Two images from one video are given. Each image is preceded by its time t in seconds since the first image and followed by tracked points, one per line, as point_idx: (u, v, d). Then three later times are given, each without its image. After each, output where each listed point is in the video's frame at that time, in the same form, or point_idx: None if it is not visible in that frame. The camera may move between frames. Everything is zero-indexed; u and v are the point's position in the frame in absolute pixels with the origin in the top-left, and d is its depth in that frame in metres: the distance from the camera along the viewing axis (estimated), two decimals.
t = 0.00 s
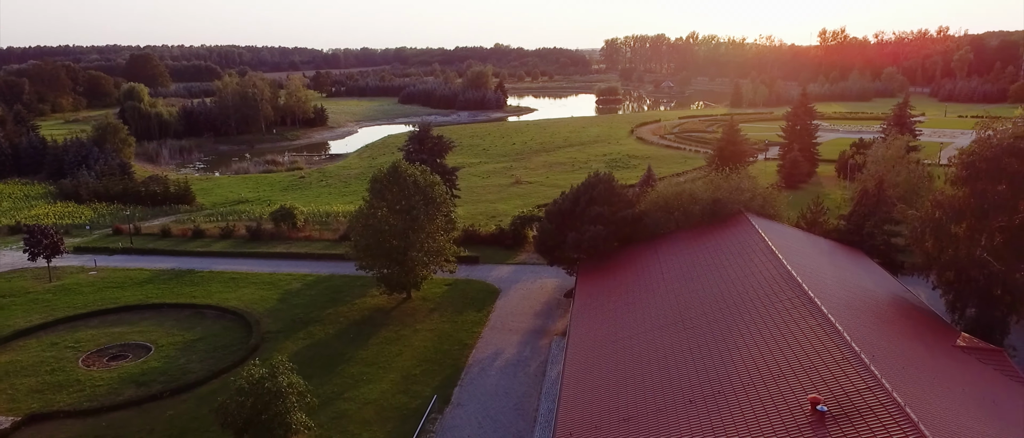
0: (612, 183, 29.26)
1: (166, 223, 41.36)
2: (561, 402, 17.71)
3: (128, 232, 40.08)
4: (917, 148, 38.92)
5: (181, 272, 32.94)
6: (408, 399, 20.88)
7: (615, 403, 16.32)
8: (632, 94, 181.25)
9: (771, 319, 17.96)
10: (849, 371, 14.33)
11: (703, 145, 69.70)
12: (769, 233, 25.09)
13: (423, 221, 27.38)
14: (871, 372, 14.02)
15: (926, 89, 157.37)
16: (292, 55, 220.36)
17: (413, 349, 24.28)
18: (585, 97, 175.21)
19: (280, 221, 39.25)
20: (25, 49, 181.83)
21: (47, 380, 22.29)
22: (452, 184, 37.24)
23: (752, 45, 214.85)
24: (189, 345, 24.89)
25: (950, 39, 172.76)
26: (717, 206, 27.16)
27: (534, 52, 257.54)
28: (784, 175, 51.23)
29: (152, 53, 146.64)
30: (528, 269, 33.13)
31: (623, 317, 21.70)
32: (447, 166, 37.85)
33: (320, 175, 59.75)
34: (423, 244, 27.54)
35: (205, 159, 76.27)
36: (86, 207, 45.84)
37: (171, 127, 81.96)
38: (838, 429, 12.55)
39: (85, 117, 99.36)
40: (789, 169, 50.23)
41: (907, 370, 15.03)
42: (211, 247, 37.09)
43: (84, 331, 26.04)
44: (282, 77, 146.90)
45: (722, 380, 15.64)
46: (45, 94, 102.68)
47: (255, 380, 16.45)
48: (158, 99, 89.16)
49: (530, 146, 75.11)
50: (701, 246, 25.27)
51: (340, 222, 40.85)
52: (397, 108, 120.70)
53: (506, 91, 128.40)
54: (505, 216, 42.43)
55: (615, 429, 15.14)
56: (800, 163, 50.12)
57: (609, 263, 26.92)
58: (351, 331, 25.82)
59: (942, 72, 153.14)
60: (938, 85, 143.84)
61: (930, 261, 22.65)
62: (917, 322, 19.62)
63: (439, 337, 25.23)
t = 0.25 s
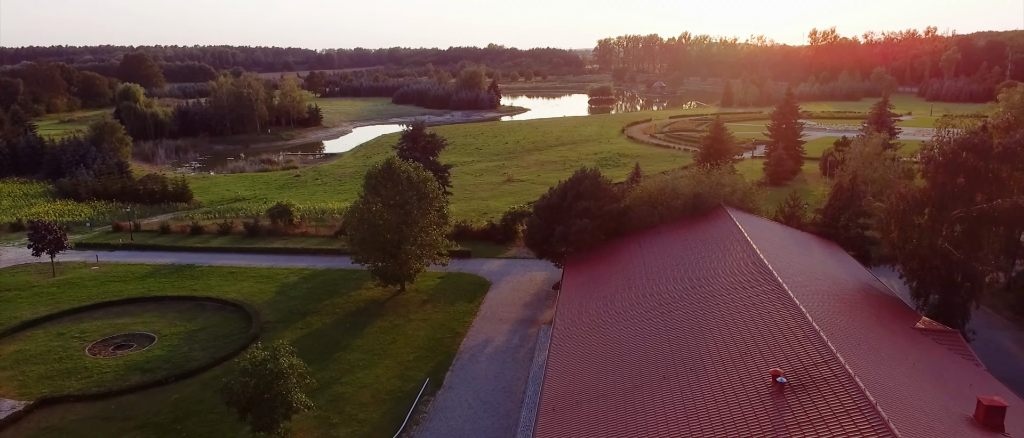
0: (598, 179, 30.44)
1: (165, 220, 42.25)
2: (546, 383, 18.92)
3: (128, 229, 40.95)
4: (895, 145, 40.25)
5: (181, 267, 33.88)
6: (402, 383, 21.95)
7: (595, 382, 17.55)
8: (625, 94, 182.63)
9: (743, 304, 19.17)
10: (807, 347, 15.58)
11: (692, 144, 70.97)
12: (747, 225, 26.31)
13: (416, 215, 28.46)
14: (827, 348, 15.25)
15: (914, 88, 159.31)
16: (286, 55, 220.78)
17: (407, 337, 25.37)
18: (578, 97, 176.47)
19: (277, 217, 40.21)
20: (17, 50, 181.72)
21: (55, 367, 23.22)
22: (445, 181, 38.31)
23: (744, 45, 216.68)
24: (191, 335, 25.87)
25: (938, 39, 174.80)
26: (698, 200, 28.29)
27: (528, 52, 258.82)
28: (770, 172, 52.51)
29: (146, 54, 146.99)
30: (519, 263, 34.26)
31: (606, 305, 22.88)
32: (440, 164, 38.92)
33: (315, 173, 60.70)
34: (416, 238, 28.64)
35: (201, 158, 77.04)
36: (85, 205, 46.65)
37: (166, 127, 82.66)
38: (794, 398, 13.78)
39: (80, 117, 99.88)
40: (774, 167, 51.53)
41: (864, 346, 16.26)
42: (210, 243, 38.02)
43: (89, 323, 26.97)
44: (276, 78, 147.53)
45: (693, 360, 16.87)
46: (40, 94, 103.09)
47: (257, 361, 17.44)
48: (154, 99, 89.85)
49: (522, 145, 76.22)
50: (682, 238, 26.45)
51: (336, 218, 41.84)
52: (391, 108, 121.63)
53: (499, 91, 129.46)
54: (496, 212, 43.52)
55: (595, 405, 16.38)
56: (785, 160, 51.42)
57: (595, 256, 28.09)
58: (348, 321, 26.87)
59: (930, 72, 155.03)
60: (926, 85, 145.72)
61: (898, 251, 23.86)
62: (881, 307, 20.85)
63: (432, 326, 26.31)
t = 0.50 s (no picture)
0: (583, 175, 31.71)
1: (163, 218, 43.12)
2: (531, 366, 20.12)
3: (126, 226, 41.81)
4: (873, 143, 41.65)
5: (180, 262, 34.83)
6: (396, 368, 23.06)
7: (578, 362, 18.76)
8: (616, 95, 183.98)
9: (717, 290, 20.37)
10: (772, 326, 16.81)
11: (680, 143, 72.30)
12: (725, 217, 27.53)
13: (409, 211, 29.56)
14: (789, 326, 16.47)
15: (901, 88, 161.39)
16: (279, 55, 220.96)
17: (400, 326, 26.47)
18: (570, 97, 177.75)
19: (273, 214, 41.12)
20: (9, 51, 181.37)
21: (62, 355, 24.20)
22: (437, 178, 39.41)
23: (735, 46, 218.60)
24: (192, 325, 26.88)
25: (926, 40, 177.01)
26: (680, 195, 29.51)
27: (520, 53, 260.18)
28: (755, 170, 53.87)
29: (139, 55, 147.18)
30: (509, 257, 35.46)
31: (590, 294, 24.08)
32: (432, 161, 40.02)
33: (310, 172, 61.65)
34: (409, 232, 29.75)
35: (196, 157, 77.76)
36: (83, 203, 47.45)
37: (161, 127, 83.30)
38: (756, 371, 15.00)
39: (74, 118, 100.26)
40: (759, 165, 52.91)
41: (825, 326, 17.51)
42: (208, 239, 38.93)
43: (94, 314, 27.94)
44: (269, 78, 148.03)
45: (668, 340, 18.10)
46: (34, 95, 103.39)
47: (258, 345, 18.50)
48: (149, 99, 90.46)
49: (514, 145, 77.36)
50: (664, 230, 27.68)
51: (331, 215, 42.81)
52: (384, 108, 122.56)
53: (492, 91, 130.47)
54: (488, 209, 44.67)
55: (576, 383, 17.59)
56: (769, 158, 52.82)
57: (581, 248, 29.33)
58: (343, 312, 27.94)
59: (918, 72, 157.09)
60: (913, 85, 147.67)
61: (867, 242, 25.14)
62: (848, 294, 22.13)
63: (425, 317, 27.43)
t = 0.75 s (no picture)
0: (569, 171, 32.99)
1: (159, 215, 43.90)
2: (517, 348, 21.31)
3: (123, 223, 42.59)
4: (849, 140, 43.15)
5: (178, 257, 35.73)
6: (389, 354, 24.16)
7: (560, 345, 19.99)
8: (607, 94, 185.35)
9: (691, 276, 21.61)
10: (738, 307, 18.06)
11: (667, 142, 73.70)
12: (702, 210, 28.83)
13: (400, 206, 30.70)
14: (754, 306, 17.73)
15: (887, 88, 163.70)
16: (270, 56, 220.75)
17: (392, 316, 27.57)
18: (561, 97, 178.96)
19: (267, 211, 41.90)
20: None
21: (67, 345, 25.10)
22: (428, 175, 40.52)
23: (723, 46, 220.63)
24: (191, 316, 27.83)
25: (911, 40, 179.50)
26: (661, 189, 30.78)
27: (512, 53, 261.25)
28: (739, 168, 55.30)
29: (130, 55, 146.99)
30: (498, 251, 36.64)
31: (573, 283, 25.34)
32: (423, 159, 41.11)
33: (303, 170, 62.51)
34: (400, 227, 30.87)
35: (188, 157, 78.34)
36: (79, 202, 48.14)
37: (154, 127, 83.78)
38: (722, 347, 16.25)
39: (66, 118, 100.37)
40: (742, 162, 54.34)
41: (788, 307, 18.82)
42: (204, 235, 39.77)
43: (95, 307, 28.82)
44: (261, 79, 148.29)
45: (644, 323, 19.33)
46: (25, 95, 103.40)
47: (258, 330, 19.59)
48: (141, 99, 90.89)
49: (504, 144, 78.48)
50: (644, 222, 28.96)
51: (324, 212, 43.69)
52: (376, 108, 123.33)
53: (482, 91, 131.54)
54: (478, 206, 45.80)
55: (558, 363, 18.82)
56: (752, 156, 54.26)
57: (567, 241, 30.59)
58: (338, 303, 29.00)
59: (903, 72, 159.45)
60: (898, 84, 149.92)
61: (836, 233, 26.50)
62: (815, 281, 23.47)
63: (417, 307, 28.55)
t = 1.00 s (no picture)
0: (554, 167, 34.26)
1: (155, 213, 44.69)
2: (504, 334, 22.52)
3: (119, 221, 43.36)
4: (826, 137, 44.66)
5: (174, 252, 36.60)
6: (382, 342, 25.23)
7: (542, 331, 21.23)
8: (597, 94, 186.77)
9: (667, 264, 22.90)
10: (709, 291, 19.32)
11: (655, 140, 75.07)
12: (682, 204, 30.13)
13: (391, 201, 31.77)
14: (722, 290, 19.01)
15: (873, 87, 166.07)
16: (260, 56, 220.61)
17: (385, 307, 28.66)
18: (552, 97, 180.22)
19: (262, 209, 42.55)
20: None
21: (70, 335, 26.02)
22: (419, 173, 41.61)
23: (712, 46, 222.70)
24: (190, 307, 28.78)
25: (896, 41, 182.08)
26: (642, 185, 32.05)
27: (503, 53, 262.44)
28: (722, 165, 56.69)
29: (120, 56, 146.86)
30: (487, 245, 37.81)
31: (557, 274, 26.60)
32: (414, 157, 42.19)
33: (295, 169, 63.34)
34: (392, 221, 31.96)
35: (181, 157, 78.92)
36: (74, 200, 48.84)
37: (146, 127, 84.34)
38: (690, 327, 17.53)
39: (57, 119, 100.49)
40: (726, 160, 55.75)
41: (755, 292, 20.12)
42: (199, 232, 40.60)
43: (96, 299, 29.72)
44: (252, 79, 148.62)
45: (621, 308, 20.59)
46: (15, 96, 103.42)
47: (257, 317, 20.68)
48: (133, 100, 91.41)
49: (495, 143, 79.58)
50: (626, 216, 30.23)
51: (317, 208, 44.50)
52: (367, 108, 124.09)
53: (473, 91, 132.55)
54: (468, 203, 46.91)
55: (541, 346, 20.06)
56: (736, 154, 55.69)
57: (552, 235, 31.86)
58: (331, 295, 30.03)
59: (888, 72, 161.94)
60: (883, 84, 152.23)
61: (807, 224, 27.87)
62: (785, 270, 24.82)
63: (408, 298, 29.64)
